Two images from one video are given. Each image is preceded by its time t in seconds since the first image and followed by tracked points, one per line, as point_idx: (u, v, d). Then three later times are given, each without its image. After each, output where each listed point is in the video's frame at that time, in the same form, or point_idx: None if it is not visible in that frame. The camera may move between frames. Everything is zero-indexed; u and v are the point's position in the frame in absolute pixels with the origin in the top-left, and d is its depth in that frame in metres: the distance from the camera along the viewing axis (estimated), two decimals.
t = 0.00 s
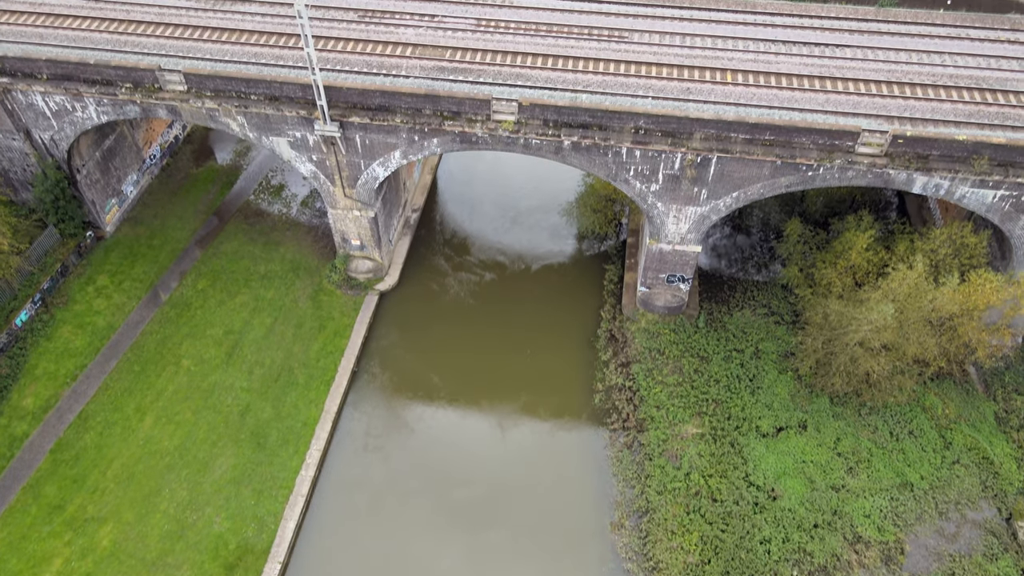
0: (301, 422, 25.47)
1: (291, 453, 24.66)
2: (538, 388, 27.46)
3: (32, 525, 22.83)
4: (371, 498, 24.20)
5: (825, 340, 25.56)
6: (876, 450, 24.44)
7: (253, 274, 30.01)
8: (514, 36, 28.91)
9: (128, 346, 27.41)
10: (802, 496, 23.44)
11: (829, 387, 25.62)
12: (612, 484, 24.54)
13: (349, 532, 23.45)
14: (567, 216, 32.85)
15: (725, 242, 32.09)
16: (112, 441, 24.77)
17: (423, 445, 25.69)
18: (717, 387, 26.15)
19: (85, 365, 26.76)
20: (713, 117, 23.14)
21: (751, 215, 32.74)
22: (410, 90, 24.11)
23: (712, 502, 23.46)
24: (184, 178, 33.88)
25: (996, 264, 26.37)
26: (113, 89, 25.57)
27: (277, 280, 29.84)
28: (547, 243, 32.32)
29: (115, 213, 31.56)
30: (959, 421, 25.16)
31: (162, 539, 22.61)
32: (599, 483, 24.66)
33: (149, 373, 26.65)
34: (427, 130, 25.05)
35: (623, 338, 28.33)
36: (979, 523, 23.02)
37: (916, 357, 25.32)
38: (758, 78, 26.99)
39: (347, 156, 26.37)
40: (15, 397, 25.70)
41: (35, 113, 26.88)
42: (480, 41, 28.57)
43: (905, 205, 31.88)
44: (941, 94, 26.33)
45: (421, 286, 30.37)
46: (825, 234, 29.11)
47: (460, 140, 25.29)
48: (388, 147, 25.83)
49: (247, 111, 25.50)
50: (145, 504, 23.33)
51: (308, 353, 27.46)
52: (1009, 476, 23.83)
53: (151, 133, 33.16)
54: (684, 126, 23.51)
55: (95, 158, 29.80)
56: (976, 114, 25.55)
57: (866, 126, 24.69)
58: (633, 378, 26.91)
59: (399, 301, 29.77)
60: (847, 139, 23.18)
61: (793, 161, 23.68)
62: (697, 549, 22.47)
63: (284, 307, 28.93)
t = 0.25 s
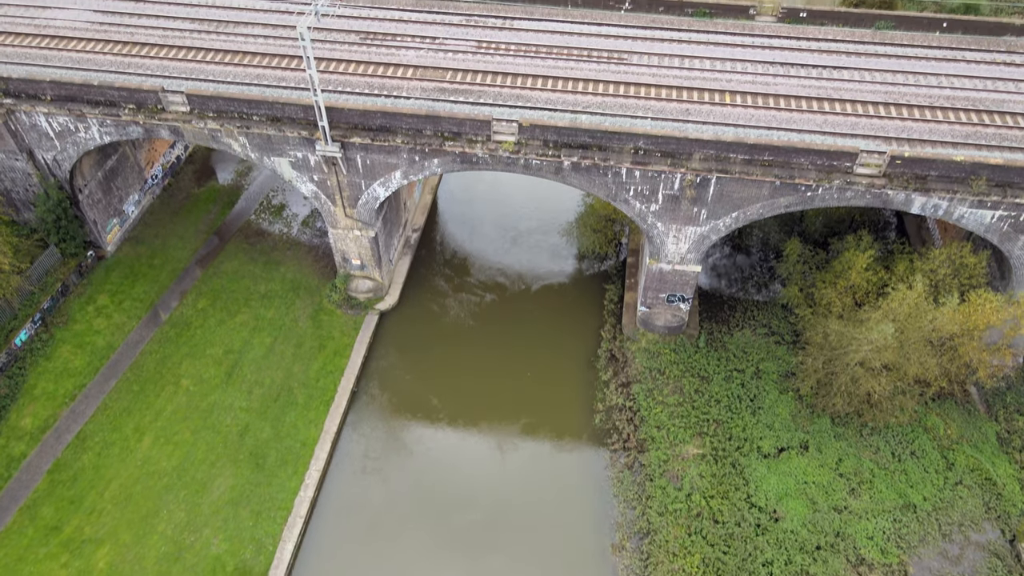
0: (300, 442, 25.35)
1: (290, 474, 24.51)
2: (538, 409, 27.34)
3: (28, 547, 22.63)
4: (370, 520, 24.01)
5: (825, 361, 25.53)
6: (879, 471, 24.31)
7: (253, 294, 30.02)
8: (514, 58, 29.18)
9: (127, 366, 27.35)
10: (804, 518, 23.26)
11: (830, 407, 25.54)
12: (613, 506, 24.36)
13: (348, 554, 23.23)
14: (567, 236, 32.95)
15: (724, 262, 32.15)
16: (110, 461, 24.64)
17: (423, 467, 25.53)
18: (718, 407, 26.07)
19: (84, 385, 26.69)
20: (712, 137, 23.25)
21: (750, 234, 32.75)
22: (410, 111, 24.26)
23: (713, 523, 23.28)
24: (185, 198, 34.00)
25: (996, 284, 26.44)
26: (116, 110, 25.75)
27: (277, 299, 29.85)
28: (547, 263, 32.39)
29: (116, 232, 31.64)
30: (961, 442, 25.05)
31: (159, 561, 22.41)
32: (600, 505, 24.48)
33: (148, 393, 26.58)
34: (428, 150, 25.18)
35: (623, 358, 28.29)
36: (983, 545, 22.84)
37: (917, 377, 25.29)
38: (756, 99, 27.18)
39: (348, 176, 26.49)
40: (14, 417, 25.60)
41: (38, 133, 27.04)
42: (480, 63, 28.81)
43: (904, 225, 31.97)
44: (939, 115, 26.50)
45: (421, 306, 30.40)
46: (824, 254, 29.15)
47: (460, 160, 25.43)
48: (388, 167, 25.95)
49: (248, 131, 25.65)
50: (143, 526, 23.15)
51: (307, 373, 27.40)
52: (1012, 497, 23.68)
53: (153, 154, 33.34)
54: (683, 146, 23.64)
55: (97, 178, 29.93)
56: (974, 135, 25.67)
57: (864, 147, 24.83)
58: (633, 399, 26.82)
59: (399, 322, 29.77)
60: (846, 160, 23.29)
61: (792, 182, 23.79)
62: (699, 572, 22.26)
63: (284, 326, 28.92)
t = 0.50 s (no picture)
0: (299, 466, 25.20)
1: (288, 498, 24.33)
2: (538, 432, 27.19)
3: (22, 572, 22.39)
4: (369, 546, 23.76)
5: (826, 384, 25.47)
6: (881, 496, 24.13)
7: (253, 317, 30.02)
8: (514, 82, 29.45)
9: (126, 389, 27.26)
10: (807, 543, 23.01)
11: (832, 431, 25.41)
12: (613, 531, 24.13)
13: None
14: (567, 259, 33.03)
15: (724, 285, 32.22)
16: (107, 485, 24.46)
17: (422, 492, 25.35)
18: (719, 431, 25.96)
19: (82, 408, 26.58)
20: (711, 161, 23.37)
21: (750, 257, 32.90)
22: (411, 135, 24.41)
23: (715, 548, 23.05)
24: (186, 221, 34.13)
25: (996, 307, 26.50)
26: (119, 134, 25.93)
27: (277, 322, 29.84)
28: (547, 285, 32.44)
29: (117, 255, 31.71)
30: (964, 466, 24.91)
31: None
32: (600, 530, 24.25)
33: (146, 416, 26.46)
34: (428, 174, 25.32)
35: (624, 381, 28.21)
36: (987, 570, 22.60)
37: (919, 401, 25.21)
38: (755, 123, 27.38)
39: (349, 199, 26.60)
40: (11, 440, 25.46)
41: (41, 157, 27.20)
42: (480, 87, 29.07)
43: (903, 247, 32.07)
44: (936, 139, 26.68)
45: (421, 329, 30.39)
46: (824, 276, 29.19)
47: (461, 183, 25.57)
48: (389, 190, 26.06)
49: (250, 155, 25.82)
50: (139, 551, 22.92)
51: (307, 395, 27.31)
52: (1016, 522, 23.48)
53: (155, 177, 33.53)
54: (682, 170, 23.76)
55: (99, 201, 30.07)
56: (971, 159, 25.81)
57: (862, 170, 24.95)
58: (633, 422, 26.69)
59: (399, 345, 29.74)
60: (845, 184, 23.41)
61: (791, 205, 23.88)
62: None
63: (284, 349, 28.88)
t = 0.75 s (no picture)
0: (298, 487, 25.04)
1: (286, 520, 24.14)
2: (539, 453, 27.03)
3: None
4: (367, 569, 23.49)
5: (827, 404, 25.40)
6: (884, 517, 23.92)
7: (253, 336, 29.99)
8: (514, 103, 29.66)
9: (125, 409, 27.15)
10: (810, 566, 22.74)
11: (834, 452, 25.27)
12: (614, 553, 23.91)
13: None
14: (567, 278, 33.08)
15: (724, 305, 32.27)
16: (104, 507, 24.28)
17: (422, 513, 25.16)
18: (720, 451, 25.83)
19: (80, 428, 26.45)
20: (710, 182, 23.45)
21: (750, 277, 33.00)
22: (412, 155, 24.52)
23: (717, 571, 22.80)
24: (187, 241, 34.21)
25: (996, 327, 26.53)
26: (121, 154, 26.05)
27: (277, 342, 29.81)
28: (548, 305, 32.47)
29: (118, 274, 31.75)
30: (967, 487, 24.75)
31: None
32: (601, 553, 24.03)
33: (145, 436, 26.33)
34: (428, 194, 25.42)
35: (624, 401, 28.12)
36: None
37: (921, 421, 25.12)
38: (753, 144, 27.54)
39: (349, 219, 26.67)
40: (8, 461, 25.32)
41: (43, 177, 27.32)
42: (481, 109, 29.28)
43: (903, 267, 32.14)
44: (934, 160, 26.82)
45: (421, 349, 30.37)
46: (824, 296, 29.21)
47: (461, 204, 25.66)
48: (390, 210, 26.15)
49: (252, 175, 25.92)
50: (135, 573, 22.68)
51: (306, 416, 27.22)
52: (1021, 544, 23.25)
53: (157, 197, 33.65)
54: (682, 190, 23.86)
55: (101, 221, 30.16)
56: (969, 179, 25.91)
57: (861, 191, 25.04)
58: (634, 443, 26.55)
59: (399, 365, 29.70)
60: (844, 204, 23.49)
61: (790, 225, 23.92)
62: None
63: (284, 369, 28.82)
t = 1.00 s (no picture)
0: (296, 512, 24.80)
1: (284, 545, 23.88)
2: (539, 478, 26.83)
3: None
4: None
5: (829, 428, 25.26)
6: (888, 543, 23.66)
7: (253, 359, 29.92)
8: (514, 127, 29.88)
9: (123, 433, 26.99)
10: None
11: (836, 476, 25.07)
12: None
13: None
14: (567, 301, 33.07)
15: (724, 327, 32.23)
16: (100, 532, 24.04)
17: (421, 539, 24.91)
18: (722, 476, 25.64)
19: (77, 452, 26.28)
20: (709, 205, 23.53)
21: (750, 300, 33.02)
22: (413, 179, 24.63)
23: None
24: (188, 263, 34.27)
25: (998, 350, 26.48)
26: (124, 178, 26.17)
27: (277, 365, 29.73)
28: (548, 328, 32.44)
29: (118, 297, 31.75)
30: (971, 512, 24.53)
31: None
32: None
33: (142, 460, 26.15)
34: (429, 217, 25.50)
35: (625, 425, 27.97)
36: None
37: (923, 445, 24.99)
38: (752, 167, 27.70)
39: (350, 242, 26.72)
40: (4, 485, 25.12)
41: (46, 201, 27.44)
42: (481, 133, 29.47)
43: (903, 290, 32.15)
44: (932, 184, 26.94)
45: (421, 372, 30.30)
46: (824, 319, 29.17)
47: (462, 227, 25.73)
48: (390, 233, 26.21)
49: (253, 198, 26.03)
50: None
51: (305, 439, 27.06)
52: None
53: (158, 220, 33.77)
54: (681, 213, 23.93)
55: (102, 244, 30.23)
56: (968, 203, 26.00)
57: (859, 214, 25.12)
58: (635, 467, 26.36)
59: (398, 389, 29.60)
60: (843, 227, 23.55)
61: (790, 248, 23.96)
62: None
63: (283, 392, 28.71)
